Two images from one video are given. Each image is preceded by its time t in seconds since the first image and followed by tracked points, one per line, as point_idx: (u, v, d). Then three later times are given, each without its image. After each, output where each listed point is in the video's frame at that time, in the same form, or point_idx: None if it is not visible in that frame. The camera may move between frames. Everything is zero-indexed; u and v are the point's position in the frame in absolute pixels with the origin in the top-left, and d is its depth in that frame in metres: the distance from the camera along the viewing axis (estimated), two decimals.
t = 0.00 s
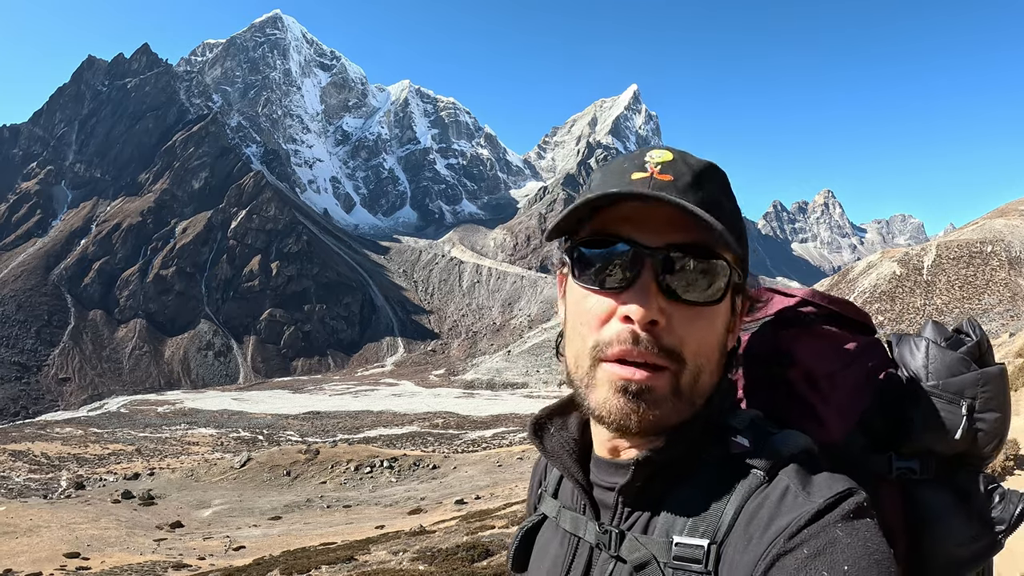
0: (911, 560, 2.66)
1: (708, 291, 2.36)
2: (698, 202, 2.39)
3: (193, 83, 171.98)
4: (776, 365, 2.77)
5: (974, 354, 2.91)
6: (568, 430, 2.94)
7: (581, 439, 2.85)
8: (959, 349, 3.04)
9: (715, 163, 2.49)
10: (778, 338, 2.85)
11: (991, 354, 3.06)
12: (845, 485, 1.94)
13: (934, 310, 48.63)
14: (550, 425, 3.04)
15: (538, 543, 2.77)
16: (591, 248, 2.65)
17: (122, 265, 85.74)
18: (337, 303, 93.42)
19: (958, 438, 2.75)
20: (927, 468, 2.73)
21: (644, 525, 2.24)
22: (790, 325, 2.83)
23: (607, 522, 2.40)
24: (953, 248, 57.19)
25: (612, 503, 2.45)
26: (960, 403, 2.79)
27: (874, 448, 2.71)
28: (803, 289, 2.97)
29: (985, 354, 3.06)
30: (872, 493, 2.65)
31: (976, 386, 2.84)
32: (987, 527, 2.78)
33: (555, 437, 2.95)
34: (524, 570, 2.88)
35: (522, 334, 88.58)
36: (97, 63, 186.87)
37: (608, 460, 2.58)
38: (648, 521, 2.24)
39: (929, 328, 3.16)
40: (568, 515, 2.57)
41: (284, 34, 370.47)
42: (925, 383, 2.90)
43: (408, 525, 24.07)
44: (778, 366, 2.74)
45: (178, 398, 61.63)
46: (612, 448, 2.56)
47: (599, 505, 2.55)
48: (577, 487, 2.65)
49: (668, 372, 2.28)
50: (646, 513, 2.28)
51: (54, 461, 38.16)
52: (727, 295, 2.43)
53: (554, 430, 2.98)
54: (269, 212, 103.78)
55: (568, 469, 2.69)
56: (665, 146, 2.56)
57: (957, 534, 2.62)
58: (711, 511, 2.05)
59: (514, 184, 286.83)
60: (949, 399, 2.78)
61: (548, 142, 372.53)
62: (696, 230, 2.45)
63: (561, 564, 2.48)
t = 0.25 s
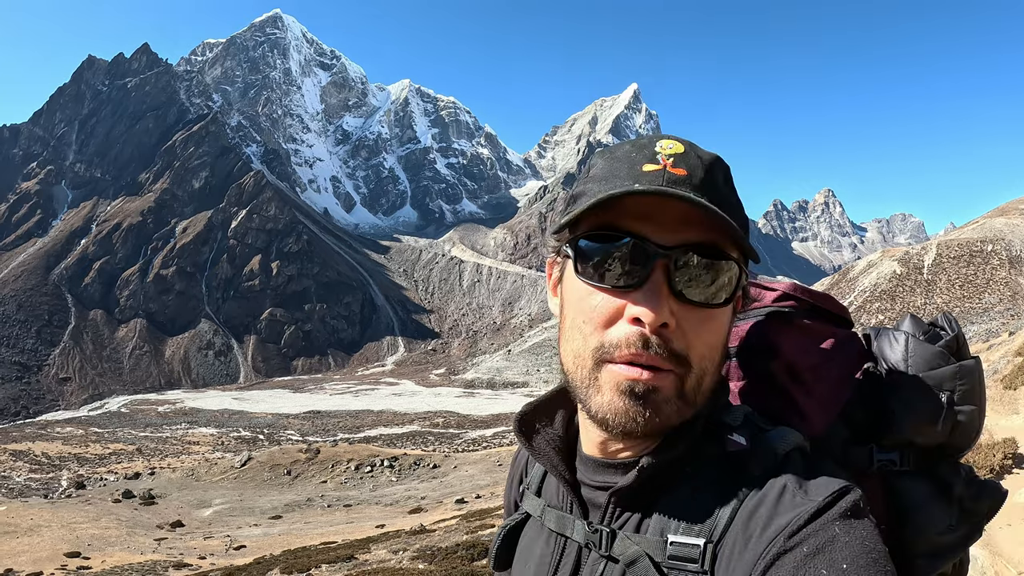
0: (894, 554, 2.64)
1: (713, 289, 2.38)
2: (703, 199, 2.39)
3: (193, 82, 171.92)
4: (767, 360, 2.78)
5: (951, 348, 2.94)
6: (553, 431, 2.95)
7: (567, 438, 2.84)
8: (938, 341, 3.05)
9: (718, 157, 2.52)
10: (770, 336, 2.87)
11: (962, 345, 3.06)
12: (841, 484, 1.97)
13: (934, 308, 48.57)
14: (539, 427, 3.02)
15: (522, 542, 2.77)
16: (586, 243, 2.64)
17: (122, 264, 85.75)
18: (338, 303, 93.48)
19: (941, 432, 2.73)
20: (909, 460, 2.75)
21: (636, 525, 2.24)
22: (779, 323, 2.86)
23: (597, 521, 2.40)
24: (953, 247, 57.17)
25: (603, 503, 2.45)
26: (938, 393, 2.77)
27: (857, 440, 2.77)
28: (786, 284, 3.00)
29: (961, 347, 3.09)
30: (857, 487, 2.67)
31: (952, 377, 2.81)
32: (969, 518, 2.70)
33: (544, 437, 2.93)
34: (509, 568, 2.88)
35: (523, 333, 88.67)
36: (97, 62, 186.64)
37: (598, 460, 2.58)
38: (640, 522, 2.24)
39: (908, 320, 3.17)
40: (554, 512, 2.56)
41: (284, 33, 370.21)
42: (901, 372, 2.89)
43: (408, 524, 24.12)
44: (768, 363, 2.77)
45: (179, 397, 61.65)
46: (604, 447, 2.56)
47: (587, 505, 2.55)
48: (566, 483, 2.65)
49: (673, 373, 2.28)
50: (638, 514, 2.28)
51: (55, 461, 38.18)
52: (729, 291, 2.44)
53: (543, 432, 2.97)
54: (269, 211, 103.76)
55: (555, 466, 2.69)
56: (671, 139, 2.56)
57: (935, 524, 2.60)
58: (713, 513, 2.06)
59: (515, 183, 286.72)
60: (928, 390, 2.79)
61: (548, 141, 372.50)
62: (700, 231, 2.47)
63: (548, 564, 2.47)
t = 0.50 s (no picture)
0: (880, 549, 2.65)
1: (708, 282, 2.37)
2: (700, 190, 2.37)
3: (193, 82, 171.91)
4: (760, 353, 2.78)
5: (941, 344, 3.00)
6: (544, 418, 2.96)
7: (555, 427, 2.86)
8: (929, 339, 3.08)
9: (714, 146, 2.50)
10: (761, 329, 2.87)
11: (953, 346, 3.10)
12: (831, 482, 1.98)
13: (935, 307, 48.56)
14: (535, 415, 3.01)
15: (511, 531, 2.78)
16: (577, 230, 2.62)
17: (122, 264, 85.76)
18: (338, 302, 93.52)
19: (930, 428, 2.75)
20: (897, 455, 2.77)
21: (624, 515, 2.26)
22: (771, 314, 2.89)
23: (586, 511, 2.41)
24: (954, 246, 57.14)
25: (592, 493, 2.45)
26: (929, 387, 2.80)
27: (845, 434, 2.80)
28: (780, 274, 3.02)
29: (952, 345, 3.11)
30: (845, 478, 2.69)
31: (942, 376, 2.85)
32: (958, 515, 2.71)
33: (534, 425, 2.94)
34: (497, 557, 2.90)
35: (523, 332, 88.67)
36: (96, 62, 186.44)
37: (589, 450, 2.58)
38: (628, 513, 2.25)
39: (898, 317, 3.22)
40: (544, 501, 2.57)
41: (283, 32, 369.89)
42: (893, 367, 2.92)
43: (409, 524, 24.12)
44: (759, 356, 2.77)
45: (179, 397, 61.66)
46: (594, 437, 2.56)
47: (577, 494, 2.56)
48: (553, 473, 2.66)
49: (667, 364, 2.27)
50: (628, 504, 2.29)
51: (55, 461, 38.22)
52: (721, 283, 2.42)
53: (535, 420, 2.98)
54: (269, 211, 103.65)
55: (543, 456, 2.70)
56: (666, 127, 2.55)
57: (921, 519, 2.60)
58: (705, 506, 2.06)
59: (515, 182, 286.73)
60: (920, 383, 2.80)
61: (548, 140, 372.53)
62: (695, 222, 2.46)
63: (536, 554, 2.49)
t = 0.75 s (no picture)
0: (888, 544, 2.65)
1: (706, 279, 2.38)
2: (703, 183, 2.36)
3: (192, 82, 171.68)
4: (766, 347, 2.80)
5: (949, 340, 3.01)
6: (553, 409, 2.94)
7: (565, 417, 2.84)
8: (939, 335, 3.08)
9: (723, 139, 2.48)
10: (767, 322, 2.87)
11: (963, 341, 3.10)
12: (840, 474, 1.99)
13: (934, 306, 48.58)
14: (541, 406, 3.01)
15: (521, 523, 2.79)
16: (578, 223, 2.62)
17: (121, 264, 85.74)
18: (337, 301, 93.51)
19: (937, 422, 2.77)
20: (906, 449, 2.78)
21: (633, 507, 2.26)
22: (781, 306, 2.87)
23: (596, 502, 2.42)
24: (953, 244, 57.13)
25: (600, 486, 2.46)
26: (937, 383, 2.81)
27: (855, 429, 2.80)
28: (789, 270, 3.02)
29: (962, 341, 3.10)
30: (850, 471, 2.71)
31: (951, 372, 2.87)
32: (963, 509, 2.75)
33: (544, 416, 2.94)
34: (506, 547, 2.92)
35: (522, 331, 88.68)
36: (95, 62, 186.29)
37: (597, 439, 2.59)
38: (638, 504, 2.25)
39: (910, 310, 3.20)
40: (552, 493, 2.59)
41: (283, 32, 369.58)
42: (903, 361, 2.92)
43: (409, 523, 24.13)
44: (767, 349, 2.75)
45: (179, 397, 61.62)
46: (603, 430, 2.56)
47: (586, 485, 2.57)
48: (563, 462, 2.68)
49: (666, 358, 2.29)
50: (637, 496, 2.29)
51: (55, 461, 38.21)
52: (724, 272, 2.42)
53: (543, 410, 2.98)
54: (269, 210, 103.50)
55: (554, 445, 2.70)
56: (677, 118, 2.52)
57: (927, 512, 2.62)
58: (713, 497, 2.06)
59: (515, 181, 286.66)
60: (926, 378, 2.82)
61: (547, 140, 372.50)
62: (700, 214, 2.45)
63: (546, 545, 2.50)
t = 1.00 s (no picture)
0: (900, 546, 2.65)
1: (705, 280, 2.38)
2: (713, 188, 2.34)
3: (191, 82, 171.70)
4: (783, 349, 2.79)
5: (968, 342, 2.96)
6: (561, 412, 2.93)
7: (575, 418, 2.83)
8: (954, 337, 3.05)
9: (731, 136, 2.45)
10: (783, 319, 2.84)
11: (981, 342, 3.06)
12: (854, 475, 1.97)
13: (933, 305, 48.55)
14: (549, 408, 3.01)
15: (532, 524, 2.80)
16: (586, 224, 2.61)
17: (121, 264, 85.72)
18: (337, 301, 93.51)
19: (953, 425, 2.77)
20: (921, 452, 2.77)
21: (643, 511, 2.26)
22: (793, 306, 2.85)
23: (604, 506, 2.42)
24: (953, 244, 57.08)
25: (609, 487, 2.47)
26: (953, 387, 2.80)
27: (868, 432, 2.81)
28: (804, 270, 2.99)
29: (980, 341, 3.07)
30: (867, 477, 2.70)
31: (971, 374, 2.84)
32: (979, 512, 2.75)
33: (552, 418, 2.93)
34: (518, 550, 2.92)
35: (522, 331, 88.67)
36: (94, 63, 186.26)
37: (606, 443, 2.59)
38: (646, 507, 2.26)
39: (926, 313, 3.16)
40: (563, 496, 2.59)
41: (282, 32, 369.60)
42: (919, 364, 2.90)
43: (409, 523, 24.10)
44: (782, 351, 2.73)
45: (179, 397, 61.60)
46: (614, 430, 2.57)
47: (595, 488, 2.56)
48: (574, 467, 2.65)
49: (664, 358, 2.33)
50: (646, 498, 2.29)
51: (55, 461, 38.22)
52: (726, 270, 2.39)
53: (552, 412, 2.98)
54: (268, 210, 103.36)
55: (565, 450, 2.68)
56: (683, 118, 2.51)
57: (946, 518, 2.62)
58: (722, 499, 2.08)
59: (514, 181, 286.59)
60: (942, 385, 2.80)
61: (547, 139, 372.54)
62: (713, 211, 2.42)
63: (558, 549, 2.48)
